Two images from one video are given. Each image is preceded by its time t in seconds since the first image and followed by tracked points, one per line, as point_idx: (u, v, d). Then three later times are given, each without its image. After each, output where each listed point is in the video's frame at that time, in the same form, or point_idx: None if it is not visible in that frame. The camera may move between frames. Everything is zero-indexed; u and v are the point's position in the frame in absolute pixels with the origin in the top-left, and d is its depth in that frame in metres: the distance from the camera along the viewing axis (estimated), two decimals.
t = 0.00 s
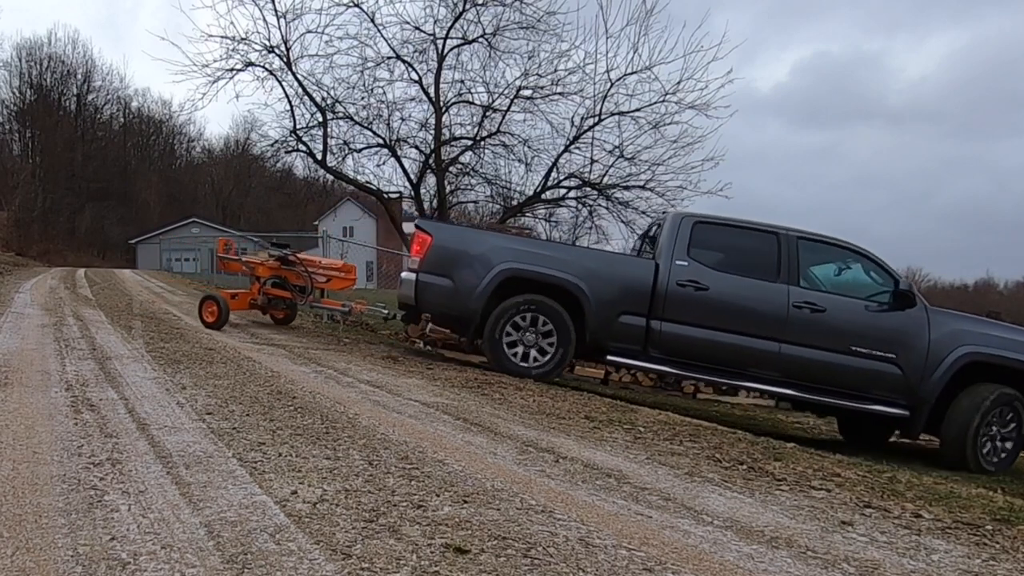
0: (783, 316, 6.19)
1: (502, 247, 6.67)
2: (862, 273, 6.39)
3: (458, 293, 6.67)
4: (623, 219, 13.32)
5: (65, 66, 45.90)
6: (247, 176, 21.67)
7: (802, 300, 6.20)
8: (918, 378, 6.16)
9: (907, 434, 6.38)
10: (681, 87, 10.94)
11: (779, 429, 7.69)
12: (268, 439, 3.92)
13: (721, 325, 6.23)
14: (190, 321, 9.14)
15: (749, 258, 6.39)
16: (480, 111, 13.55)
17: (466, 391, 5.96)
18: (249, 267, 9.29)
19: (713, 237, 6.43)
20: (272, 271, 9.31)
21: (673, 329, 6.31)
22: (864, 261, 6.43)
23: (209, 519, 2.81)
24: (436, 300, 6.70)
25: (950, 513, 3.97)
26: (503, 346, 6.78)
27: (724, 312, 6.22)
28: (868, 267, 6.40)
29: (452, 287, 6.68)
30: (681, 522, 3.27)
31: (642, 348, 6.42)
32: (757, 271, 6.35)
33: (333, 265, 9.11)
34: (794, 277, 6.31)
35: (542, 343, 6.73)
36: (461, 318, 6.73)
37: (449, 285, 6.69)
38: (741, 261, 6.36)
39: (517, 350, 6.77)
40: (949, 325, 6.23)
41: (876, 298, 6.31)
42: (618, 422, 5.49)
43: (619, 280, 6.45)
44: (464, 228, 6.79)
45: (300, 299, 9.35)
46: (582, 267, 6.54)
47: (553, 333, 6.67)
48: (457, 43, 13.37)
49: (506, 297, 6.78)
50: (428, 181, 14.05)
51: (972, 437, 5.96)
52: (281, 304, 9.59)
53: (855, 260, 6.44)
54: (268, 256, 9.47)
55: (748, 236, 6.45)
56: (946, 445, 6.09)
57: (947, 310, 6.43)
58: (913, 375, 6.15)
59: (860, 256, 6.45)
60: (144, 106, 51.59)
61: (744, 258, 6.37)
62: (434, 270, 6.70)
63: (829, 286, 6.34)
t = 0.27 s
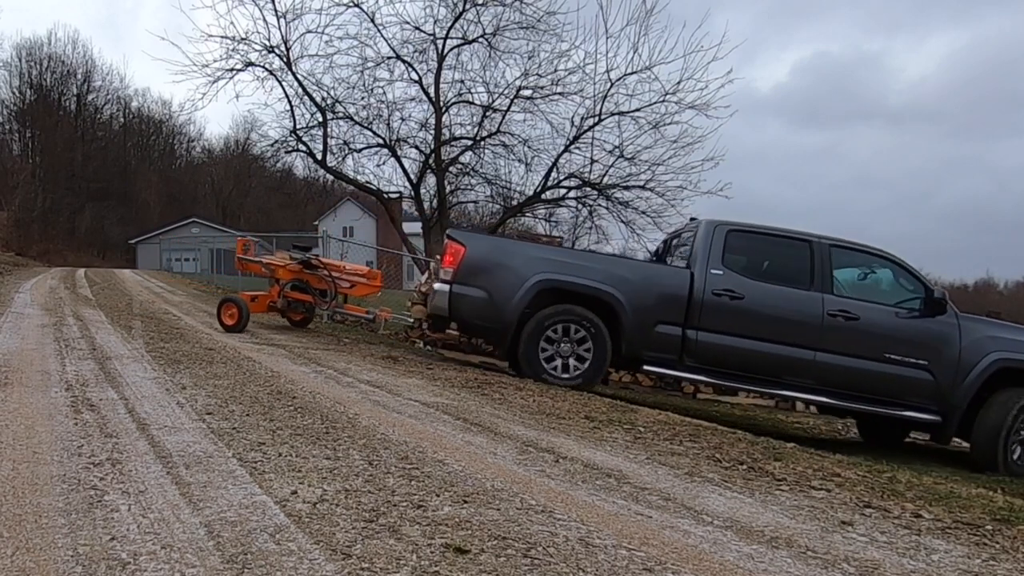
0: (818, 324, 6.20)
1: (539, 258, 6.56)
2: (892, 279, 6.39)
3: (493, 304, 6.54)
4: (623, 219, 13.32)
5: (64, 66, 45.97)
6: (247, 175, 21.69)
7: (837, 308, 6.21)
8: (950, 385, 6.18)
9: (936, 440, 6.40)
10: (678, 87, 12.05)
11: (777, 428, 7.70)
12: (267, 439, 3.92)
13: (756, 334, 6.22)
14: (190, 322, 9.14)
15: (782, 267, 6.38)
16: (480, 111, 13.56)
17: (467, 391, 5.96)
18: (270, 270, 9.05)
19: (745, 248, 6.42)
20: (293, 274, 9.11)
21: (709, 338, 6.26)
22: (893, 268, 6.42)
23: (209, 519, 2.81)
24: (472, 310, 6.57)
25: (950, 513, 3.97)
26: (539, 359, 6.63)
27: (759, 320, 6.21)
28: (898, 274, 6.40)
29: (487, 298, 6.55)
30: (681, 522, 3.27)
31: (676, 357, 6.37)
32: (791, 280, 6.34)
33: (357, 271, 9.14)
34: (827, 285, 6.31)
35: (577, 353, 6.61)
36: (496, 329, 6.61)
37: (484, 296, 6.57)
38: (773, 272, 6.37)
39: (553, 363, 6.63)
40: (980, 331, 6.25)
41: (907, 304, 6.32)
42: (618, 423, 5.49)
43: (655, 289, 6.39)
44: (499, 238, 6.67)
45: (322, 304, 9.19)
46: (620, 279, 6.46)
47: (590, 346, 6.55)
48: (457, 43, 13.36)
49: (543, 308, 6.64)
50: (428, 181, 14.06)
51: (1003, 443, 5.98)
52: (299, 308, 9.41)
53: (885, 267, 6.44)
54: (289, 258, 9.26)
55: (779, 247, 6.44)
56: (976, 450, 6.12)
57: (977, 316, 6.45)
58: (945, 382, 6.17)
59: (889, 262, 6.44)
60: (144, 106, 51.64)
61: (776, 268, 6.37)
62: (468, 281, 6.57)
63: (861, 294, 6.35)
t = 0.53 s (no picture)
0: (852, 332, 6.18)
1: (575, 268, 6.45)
2: (922, 286, 6.38)
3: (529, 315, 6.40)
4: (622, 219, 13.33)
5: (65, 67, 46.03)
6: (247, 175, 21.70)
7: (870, 316, 6.20)
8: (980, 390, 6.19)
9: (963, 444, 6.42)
10: (680, 88, 12.71)
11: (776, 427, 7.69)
12: (267, 439, 3.92)
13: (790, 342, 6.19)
14: (190, 322, 9.14)
15: (813, 275, 6.36)
16: (480, 111, 13.56)
17: (467, 391, 5.96)
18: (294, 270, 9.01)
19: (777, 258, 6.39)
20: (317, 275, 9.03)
21: (744, 347, 6.22)
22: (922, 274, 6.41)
23: (209, 519, 2.80)
24: (508, 323, 6.43)
25: (950, 513, 3.97)
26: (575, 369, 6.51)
27: (794, 329, 6.18)
28: (928, 280, 6.39)
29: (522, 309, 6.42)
30: (681, 522, 3.27)
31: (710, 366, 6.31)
32: (823, 288, 6.31)
33: (385, 277, 8.97)
34: (859, 293, 6.30)
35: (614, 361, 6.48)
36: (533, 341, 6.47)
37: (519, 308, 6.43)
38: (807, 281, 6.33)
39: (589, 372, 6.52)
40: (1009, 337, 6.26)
41: (936, 310, 6.32)
42: (618, 422, 5.49)
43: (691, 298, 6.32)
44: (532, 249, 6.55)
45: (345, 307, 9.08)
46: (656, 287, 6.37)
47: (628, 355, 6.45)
48: (458, 43, 13.33)
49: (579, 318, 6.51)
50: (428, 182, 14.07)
51: None
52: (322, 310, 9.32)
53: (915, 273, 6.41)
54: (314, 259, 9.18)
55: (811, 257, 6.42)
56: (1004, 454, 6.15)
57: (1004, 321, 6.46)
58: (975, 387, 6.19)
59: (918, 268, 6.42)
60: (144, 106, 51.70)
61: (808, 276, 6.35)
62: (502, 292, 6.44)
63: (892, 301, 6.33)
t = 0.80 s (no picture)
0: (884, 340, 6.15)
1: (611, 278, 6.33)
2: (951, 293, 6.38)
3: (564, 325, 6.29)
4: (622, 219, 13.32)
5: (64, 67, 46.03)
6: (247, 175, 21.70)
7: (902, 325, 6.17)
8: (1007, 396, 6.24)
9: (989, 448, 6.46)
10: (681, 88, 12.20)
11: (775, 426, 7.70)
12: (267, 439, 3.92)
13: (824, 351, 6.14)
14: (190, 322, 9.15)
15: (846, 283, 6.30)
16: (480, 111, 13.55)
17: (467, 391, 5.96)
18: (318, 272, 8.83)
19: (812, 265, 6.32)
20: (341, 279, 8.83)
21: (778, 356, 6.17)
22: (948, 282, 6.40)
23: (209, 519, 2.81)
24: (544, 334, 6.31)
25: (950, 513, 3.97)
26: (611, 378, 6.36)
27: (827, 337, 6.14)
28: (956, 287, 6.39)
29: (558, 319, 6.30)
30: (681, 522, 3.27)
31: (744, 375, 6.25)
32: (856, 295, 6.27)
33: (411, 282, 8.70)
34: (890, 301, 6.27)
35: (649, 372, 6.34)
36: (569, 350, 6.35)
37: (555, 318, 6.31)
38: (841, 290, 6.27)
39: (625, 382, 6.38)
40: None
41: (964, 318, 6.32)
42: (618, 423, 5.50)
43: (728, 310, 6.23)
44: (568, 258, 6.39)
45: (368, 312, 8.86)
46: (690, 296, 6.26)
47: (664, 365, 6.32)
48: (457, 43, 13.31)
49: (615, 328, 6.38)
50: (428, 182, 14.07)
51: None
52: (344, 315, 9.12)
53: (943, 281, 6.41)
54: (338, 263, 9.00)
55: (845, 263, 6.35)
56: None
57: None
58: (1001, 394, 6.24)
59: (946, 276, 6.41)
60: (144, 106, 51.69)
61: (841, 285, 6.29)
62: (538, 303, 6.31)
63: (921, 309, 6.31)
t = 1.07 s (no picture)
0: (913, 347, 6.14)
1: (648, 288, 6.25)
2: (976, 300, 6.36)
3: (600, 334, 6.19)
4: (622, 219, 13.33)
5: (65, 67, 46.06)
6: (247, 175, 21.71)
7: (930, 333, 6.16)
8: None
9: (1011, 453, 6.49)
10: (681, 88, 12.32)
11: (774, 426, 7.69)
12: (267, 439, 3.92)
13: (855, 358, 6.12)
14: (190, 322, 9.14)
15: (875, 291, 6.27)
16: (480, 111, 13.56)
17: (467, 391, 5.96)
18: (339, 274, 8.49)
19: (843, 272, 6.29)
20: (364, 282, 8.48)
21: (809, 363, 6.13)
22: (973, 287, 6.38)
23: (209, 519, 2.81)
24: (578, 344, 6.24)
25: (950, 513, 3.97)
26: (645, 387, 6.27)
27: (857, 345, 6.11)
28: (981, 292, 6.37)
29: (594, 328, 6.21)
30: (681, 522, 3.27)
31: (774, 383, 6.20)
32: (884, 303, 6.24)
33: (437, 286, 8.27)
34: (919, 309, 6.25)
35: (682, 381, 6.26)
36: (604, 360, 6.29)
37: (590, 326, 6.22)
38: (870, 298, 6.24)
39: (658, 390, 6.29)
40: None
41: (988, 324, 6.30)
42: (619, 423, 5.49)
43: (763, 318, 6.19)
44: (605, 267, 6.31)
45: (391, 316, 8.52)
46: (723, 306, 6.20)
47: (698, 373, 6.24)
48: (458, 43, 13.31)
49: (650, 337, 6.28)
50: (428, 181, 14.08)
51: None
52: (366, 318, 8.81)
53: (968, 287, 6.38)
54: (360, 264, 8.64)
55: (872, 272, 6.33)
56: None
57: None
58: None
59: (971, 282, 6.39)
60: (144, 107, 51.74)
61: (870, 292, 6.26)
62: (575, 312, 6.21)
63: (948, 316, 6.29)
